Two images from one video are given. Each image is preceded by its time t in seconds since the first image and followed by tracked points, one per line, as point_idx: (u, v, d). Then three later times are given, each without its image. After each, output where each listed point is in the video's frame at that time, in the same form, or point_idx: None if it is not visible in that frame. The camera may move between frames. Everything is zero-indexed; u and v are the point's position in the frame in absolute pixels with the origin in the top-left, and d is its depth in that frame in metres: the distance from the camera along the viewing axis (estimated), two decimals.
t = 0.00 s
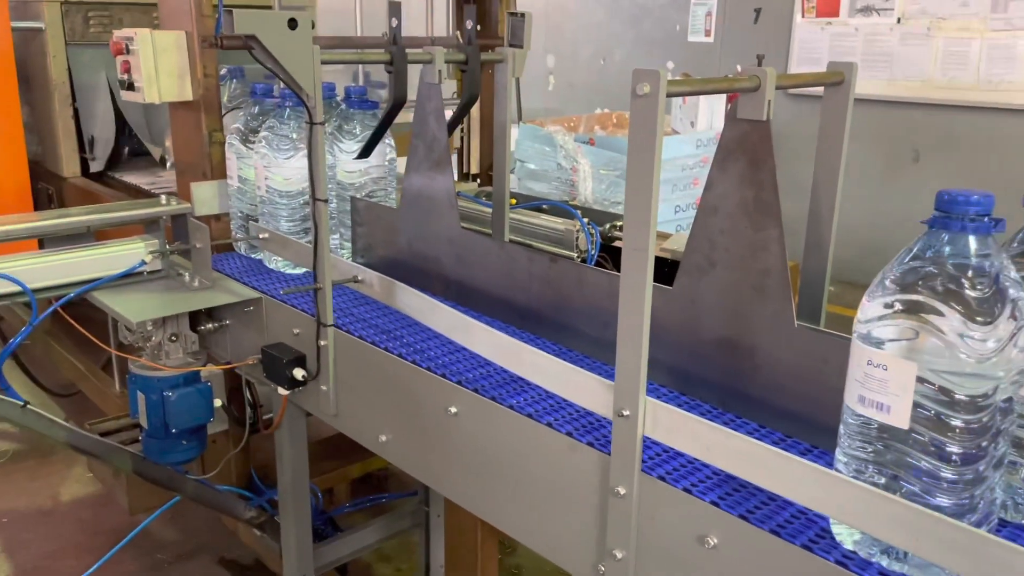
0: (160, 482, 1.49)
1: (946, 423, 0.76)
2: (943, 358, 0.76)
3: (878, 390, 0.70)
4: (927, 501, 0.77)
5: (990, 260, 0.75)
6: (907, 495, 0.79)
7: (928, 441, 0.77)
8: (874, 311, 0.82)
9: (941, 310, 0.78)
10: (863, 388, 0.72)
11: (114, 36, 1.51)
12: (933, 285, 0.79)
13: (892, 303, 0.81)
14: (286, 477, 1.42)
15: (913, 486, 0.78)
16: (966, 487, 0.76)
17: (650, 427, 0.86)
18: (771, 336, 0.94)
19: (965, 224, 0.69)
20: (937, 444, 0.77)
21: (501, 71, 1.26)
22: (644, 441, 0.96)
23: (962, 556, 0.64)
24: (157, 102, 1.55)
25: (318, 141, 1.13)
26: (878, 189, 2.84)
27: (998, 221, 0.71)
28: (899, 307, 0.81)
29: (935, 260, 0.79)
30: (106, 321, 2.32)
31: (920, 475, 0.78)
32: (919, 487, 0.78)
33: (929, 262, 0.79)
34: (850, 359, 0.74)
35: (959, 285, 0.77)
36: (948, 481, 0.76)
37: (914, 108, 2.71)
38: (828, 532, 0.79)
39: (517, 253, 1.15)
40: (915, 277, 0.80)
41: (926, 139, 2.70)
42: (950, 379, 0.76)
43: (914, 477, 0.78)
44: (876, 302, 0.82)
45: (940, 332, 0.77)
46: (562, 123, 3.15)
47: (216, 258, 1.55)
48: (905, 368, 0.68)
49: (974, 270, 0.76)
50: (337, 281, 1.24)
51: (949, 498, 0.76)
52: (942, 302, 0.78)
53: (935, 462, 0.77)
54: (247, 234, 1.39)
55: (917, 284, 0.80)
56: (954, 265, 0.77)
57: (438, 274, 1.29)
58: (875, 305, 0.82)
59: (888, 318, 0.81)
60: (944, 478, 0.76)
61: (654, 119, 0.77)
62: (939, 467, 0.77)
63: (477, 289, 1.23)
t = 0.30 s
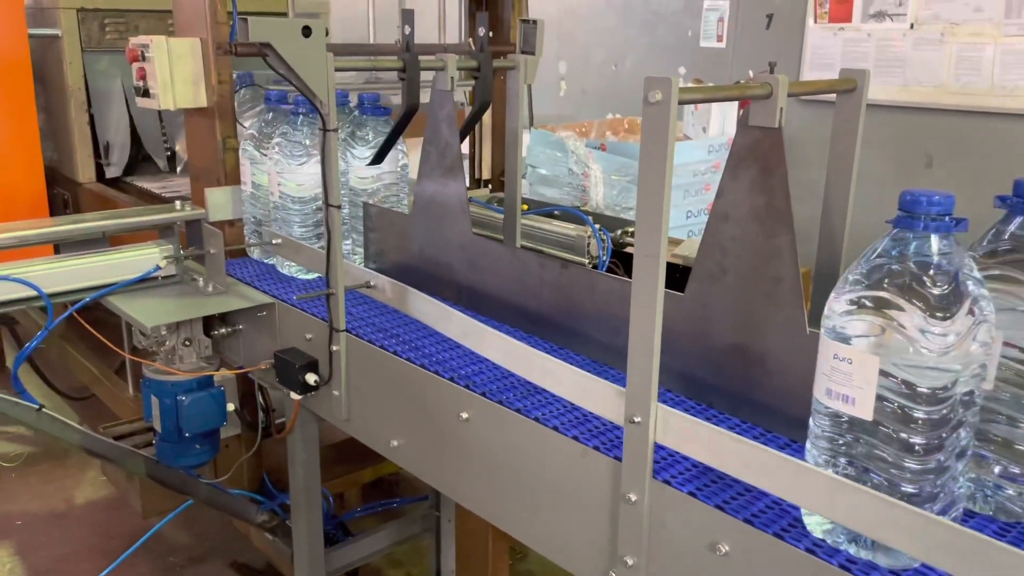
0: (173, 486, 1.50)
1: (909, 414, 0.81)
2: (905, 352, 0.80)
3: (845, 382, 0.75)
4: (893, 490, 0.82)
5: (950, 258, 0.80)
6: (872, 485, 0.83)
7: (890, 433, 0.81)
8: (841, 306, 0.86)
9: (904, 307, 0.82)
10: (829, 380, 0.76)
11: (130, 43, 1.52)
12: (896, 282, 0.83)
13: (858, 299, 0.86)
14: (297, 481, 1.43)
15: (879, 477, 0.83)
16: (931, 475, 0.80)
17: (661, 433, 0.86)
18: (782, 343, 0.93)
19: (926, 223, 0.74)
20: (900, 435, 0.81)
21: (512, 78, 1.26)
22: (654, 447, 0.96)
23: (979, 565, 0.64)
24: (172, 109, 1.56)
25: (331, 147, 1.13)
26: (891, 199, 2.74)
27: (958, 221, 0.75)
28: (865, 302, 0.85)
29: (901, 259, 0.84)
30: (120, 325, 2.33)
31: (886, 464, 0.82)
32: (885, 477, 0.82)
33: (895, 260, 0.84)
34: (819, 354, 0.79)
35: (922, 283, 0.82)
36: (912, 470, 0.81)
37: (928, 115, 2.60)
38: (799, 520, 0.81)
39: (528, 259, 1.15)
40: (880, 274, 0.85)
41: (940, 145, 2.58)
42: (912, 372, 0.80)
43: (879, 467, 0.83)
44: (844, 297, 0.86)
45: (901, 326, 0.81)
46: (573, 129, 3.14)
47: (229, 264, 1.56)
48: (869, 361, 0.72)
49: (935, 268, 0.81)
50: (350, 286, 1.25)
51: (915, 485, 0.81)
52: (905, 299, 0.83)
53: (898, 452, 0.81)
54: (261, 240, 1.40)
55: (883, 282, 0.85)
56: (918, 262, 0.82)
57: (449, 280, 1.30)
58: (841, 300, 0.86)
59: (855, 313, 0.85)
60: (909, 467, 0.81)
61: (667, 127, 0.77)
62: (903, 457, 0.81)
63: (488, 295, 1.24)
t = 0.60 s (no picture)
0: (181, 490, 1.50)
1: (873, 404, 0.81)
2: (869, 344, 0.81)
3: (810, 372, 0.77)
4: (859, 478, 0.83)
5: (911, 251, 0.82)
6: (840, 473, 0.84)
7: (856, 422, 0.82)
8: (807, 298, 0.86)
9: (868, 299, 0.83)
10: (796, 371, 0.79)
11: (140, 48, 1.52)
12: (861, 276, 0.84)
13: (824, 290, 0.86)
14: (306, 485, 1.43)
15: (846, 466, 0.84)
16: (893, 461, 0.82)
17: (670, 439, 0.86)
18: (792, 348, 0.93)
19: (888, 219, 0.76)
20: (864, 424, 0.82)
21: (521, 82, 1.26)
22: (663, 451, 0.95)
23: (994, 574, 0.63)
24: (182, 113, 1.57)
25: (340, 152, 1.14)
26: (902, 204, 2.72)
27: (920, 216, 0.78)
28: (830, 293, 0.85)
29: (865, 253, 0.85)
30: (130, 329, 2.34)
31: (853, 453, 0.83)
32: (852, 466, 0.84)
33: (860, 255, 0.85)
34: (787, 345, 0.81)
35: (884, 277, 0.83)
36: (877, 457, 0.82)
37: (939, 120, 2.57)
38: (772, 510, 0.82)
39: (537, 263, 1.15)
40: (845, 266, 0.85)
41: (951, 150, 2.56)
42: (876, 362, 0.81)
43: (845, 456, 0.84)
44: (811, 290, 0.86)
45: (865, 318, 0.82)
46: (582, 133, 3.14)
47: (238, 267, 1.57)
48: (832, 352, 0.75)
49: (897, 263, 0.82)
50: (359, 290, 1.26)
51: (880, 472, 0.82)
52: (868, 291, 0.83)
53: (863, 441, 0.82)
54: (270, 244, 1.41)
55: (849, 276, 0.85)
56: (880, 256, 0.83)
57: (458, 285, 1.30)
58: (808, 292, 0.86)
59: (821, 305, 0.85)
60: (873, 455, 0.82)
61: (676, 131, 0.77)
62: (868, 445, 0.82)
63: (496, 299, 1.24)
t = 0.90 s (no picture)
0: (189, 493, 1.50)
1: (838, 395, 0.83)
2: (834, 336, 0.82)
3: (777, 365, 0.78)
4: (826, 468, 0.84)
5: (875, 248, 0.84)
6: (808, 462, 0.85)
7: (822, 412, 0.84)
8: (775, 293, 0.88)
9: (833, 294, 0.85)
10: (764, 364, 0.80)
11: (148, 54, 1.53)
12: (827, 271, 0.86)
13: (791, 285, 0.87)
14: (312, 489, 1.43)
15: (813, 455, 0.85)
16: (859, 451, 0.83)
17: (678, 444, 0.85)
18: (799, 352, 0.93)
19: (851, 216, 0.78)
20: (830, 414, 0.83)
21: (527, 86, 1.26)
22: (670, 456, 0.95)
23: None
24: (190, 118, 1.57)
25: (347, 156, 1.14)
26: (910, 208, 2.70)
27: (882, 213, 0.80)
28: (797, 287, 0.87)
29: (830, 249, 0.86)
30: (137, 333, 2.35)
31: (820, 443, 0.85)
32: (819, 455, 0.85)
33: (827, 250, 0.86)
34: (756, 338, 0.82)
35: (850, 272, 0.84)
36: (843, 447, 0.83)
37: (946, 123, 2.56)
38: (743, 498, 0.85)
39: (543, 267, 1.15)
40: (811, 261, 0.87)
41: (959, 153, 2.54)
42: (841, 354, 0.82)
43: (812, 446, 0.85)
44: (778, 285, 0.88)
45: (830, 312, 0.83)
46: (588, 137, 3.14)
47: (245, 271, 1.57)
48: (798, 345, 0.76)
49: (861, 258, 0.84)
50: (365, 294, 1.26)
51: (846, 461, 0.83)
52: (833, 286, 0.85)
53: (829, 431, 0.84)
54: (277, 248, 1.41)
55: (816, 271, 0.86)
56: (844, 252, 0.84)
57: (464, 288, 1.30)
58: (776, 287, 0.88)
59: (788, 300, 0.87)
60: (839, 444, 0.84)
61: (682, 135, 0.77)
62: (833, 435, 0.84)
63: (502, 302, 1.24)
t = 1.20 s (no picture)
0: (194, 497, 1.50)
1: (806, 386, 0.86)
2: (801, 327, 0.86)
3: (745, 356, 0.80)
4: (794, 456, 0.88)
5: (840, 243, 0.89)
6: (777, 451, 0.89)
7: (790, 402, 0.87)
8: (744, 289, 0.91)
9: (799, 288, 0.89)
10: (732, 356, 0.82)
11: (154, 58, 1.54)
12: (794, 267, 0.90)
13: (759, 281, 0.91)
14: (317, 492, 1.43)
15: (782, 445, 0.88)
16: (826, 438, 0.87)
17: (683, 448, 0.85)
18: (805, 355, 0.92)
19: (815, 212, 0.79)
20: (798, 404, 0.87)
21: (532, 89, 1.26)
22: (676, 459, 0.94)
23: None
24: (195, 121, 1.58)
25: (352, 159, 1.14)
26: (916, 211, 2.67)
27: (846, 209, 0.81)
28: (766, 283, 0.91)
29: (799, 244, 0.91)
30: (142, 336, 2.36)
31: (789, 432, 0.88)
32: (787, 444, 0.88)
33: (794, 246, 0.91)
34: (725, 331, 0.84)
35: (816, 266, 0.89)
36: (812, 435, 0.87)
37: (952, 126, 2.52)
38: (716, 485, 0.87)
39: (548, 270, 1.15)
40: (780, 258, 0.92)
41: (965, 157, 2.50)
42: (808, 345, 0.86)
43: (781, 436, 0.88)
44: (747, 282, 0.92)
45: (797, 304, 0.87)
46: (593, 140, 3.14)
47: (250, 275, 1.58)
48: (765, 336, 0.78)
49: (828, 252, 0.89)
50: (370, 296, 1.27)
51: (813, 449, 0.87)
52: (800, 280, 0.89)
53: (797, 420, 0.87)
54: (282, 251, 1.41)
55: (784, 267, 0.91)
56: (811, 248, 0.90)
57: (468, 291, 1.30)
58: (745, 283, 0.92)
59: (756, 295, 0.90)
60: (806, 433, 0.87)
61: (687, 137, 0.77)
62: (800, 424, 0.87)
63: (506, 305, 1.24)
